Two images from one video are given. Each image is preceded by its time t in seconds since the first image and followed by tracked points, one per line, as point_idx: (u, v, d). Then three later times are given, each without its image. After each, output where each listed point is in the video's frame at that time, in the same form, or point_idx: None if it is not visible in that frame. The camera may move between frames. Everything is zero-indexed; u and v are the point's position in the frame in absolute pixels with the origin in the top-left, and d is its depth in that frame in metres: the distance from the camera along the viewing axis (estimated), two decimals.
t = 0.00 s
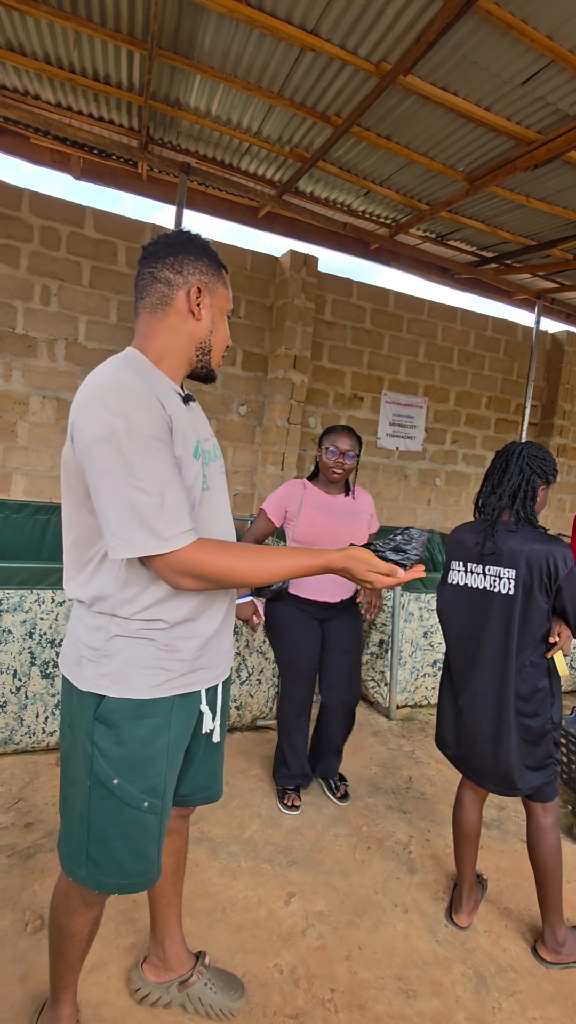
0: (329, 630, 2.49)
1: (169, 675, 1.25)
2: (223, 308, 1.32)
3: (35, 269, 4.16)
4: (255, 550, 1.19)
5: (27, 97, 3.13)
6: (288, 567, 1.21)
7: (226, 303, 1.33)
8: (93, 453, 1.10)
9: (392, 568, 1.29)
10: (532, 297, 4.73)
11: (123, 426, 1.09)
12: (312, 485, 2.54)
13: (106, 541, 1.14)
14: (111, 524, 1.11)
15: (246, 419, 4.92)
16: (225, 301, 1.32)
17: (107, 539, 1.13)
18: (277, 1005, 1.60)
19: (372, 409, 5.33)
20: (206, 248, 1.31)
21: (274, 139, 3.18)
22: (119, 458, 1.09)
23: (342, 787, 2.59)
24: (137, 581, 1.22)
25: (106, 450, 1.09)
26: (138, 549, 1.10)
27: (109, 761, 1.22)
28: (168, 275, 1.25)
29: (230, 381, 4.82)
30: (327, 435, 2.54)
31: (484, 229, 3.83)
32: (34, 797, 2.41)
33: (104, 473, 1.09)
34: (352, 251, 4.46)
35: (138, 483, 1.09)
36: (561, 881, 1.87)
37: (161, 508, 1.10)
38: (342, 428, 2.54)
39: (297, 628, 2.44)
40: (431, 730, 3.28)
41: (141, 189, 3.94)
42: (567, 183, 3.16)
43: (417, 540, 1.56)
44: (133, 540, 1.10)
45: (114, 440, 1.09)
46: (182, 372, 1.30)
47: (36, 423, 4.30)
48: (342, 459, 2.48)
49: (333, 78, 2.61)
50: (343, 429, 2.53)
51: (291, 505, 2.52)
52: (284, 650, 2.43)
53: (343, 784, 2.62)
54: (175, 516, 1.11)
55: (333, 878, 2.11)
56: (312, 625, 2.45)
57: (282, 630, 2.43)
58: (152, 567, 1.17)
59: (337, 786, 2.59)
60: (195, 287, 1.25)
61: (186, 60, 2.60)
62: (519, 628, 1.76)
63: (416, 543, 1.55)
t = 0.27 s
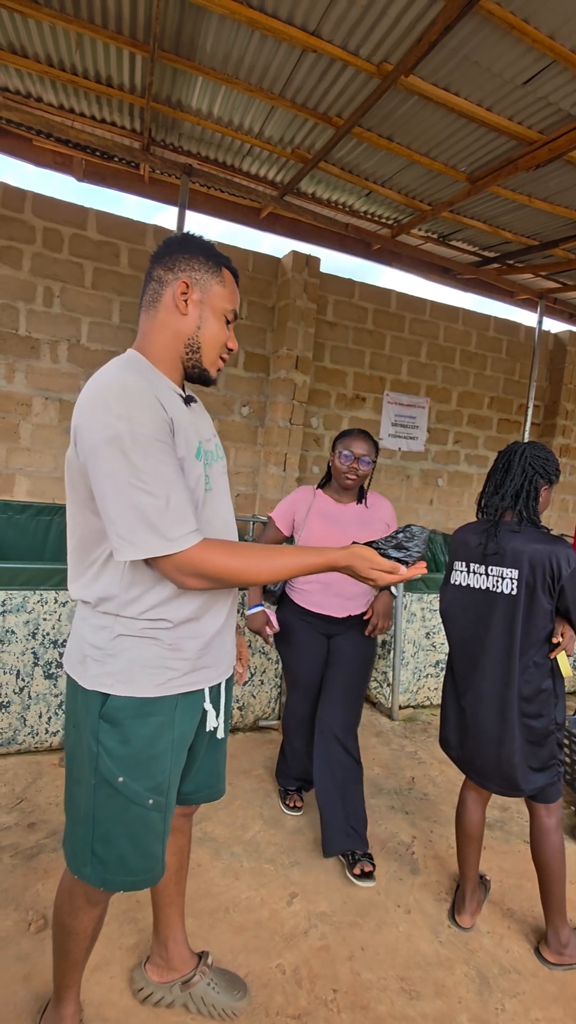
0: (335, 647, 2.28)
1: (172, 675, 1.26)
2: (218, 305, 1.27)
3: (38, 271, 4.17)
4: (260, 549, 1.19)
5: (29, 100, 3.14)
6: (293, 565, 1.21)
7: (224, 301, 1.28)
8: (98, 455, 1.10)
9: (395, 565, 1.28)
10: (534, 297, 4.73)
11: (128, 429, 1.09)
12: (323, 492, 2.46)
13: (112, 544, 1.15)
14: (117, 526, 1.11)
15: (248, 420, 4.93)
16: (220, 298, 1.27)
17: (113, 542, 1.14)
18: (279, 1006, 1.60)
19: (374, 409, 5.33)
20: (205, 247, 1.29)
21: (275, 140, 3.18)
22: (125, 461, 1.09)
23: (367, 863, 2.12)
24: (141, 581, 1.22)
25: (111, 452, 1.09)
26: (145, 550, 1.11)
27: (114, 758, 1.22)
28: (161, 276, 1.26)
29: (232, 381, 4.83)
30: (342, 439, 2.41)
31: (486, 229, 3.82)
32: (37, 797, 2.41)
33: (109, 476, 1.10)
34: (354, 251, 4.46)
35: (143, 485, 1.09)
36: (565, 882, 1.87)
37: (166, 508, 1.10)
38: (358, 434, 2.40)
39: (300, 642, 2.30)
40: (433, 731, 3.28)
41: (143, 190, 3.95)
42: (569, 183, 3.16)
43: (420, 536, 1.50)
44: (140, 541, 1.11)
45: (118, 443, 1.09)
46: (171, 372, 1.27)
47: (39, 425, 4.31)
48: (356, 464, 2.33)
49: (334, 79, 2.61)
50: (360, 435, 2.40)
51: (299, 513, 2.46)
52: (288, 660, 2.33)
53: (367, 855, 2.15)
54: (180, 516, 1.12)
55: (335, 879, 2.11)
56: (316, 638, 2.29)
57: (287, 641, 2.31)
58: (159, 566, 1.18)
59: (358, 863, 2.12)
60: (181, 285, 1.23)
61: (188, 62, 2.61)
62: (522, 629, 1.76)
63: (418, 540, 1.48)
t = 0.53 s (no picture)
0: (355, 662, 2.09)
1: (172, 672, 1.26)
2: (213, 301, 1.25)
3: (39, 271, 4.18)
4: (264, 546, 1.19)
5: (30, 101, 3.15)
6: (299, 561, 1.21)
7: (218, 295, 1.26)
8: (97, 456, 1.10)
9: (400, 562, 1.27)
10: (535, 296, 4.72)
11: (127, 429, 1.10)
12: (345, 492, 2.22)
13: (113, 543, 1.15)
14: (118, 526, 1.11)
15: (249, 420, 4.93)
16: (214, 293, 1.25)
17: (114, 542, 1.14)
18: (281, 1005, 1.60)
19: (375, 409, 5.33)
20: (197, 242, 1.27)
21: (276, 140, 3.18)
22: (125, 461, 1.09)
23: (367, 881, 2.03)
24: (142, 579, 1.22)
25: (112, 451, 1.09)
26: (147, 548, 1.11)
27: (113, 754, 1.23)
28: (154, 277, 1.26)
29: (233, 381, 4.83)
30: (367, 436, 2.17)
31: (487, 228, 3.82)
32: (39, 796, 2.41)
33: (109, 476, 1.10)
34: (355, 251, 4.46)
35: (144, 485, 1.09)
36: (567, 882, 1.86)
37: (167, 507, 1.11)
38: (386, 430, 2.15)
39: (316, 658, 2.09)
40: (435, 730, 3.27)
41: (144, 190, 3.95)
42: (570, 182, 3.15)
43: (425, 533, 1.46)
44: (141, 540, 1.11)
45: (117, 444, 1.09)
46: (169, 371, 1.27)
47: (40, 425, 4.32)
48: (380, 466, 2.10)
49: (334, 79, 2.61)
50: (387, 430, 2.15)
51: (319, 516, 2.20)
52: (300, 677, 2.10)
53: (367, 871, 2.07)
54: (181, 515, 1.12)
55: (337, 878, 2.11)
56: (334, 654, 2.09)
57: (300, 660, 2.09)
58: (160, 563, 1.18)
59: (357, 880, 2.04)
60: (173, 284, 1.23)
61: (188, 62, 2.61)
62: (523, 628, 1.76)
63: (424, 537, 1.45)
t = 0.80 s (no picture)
0: (372, 674, 1.95)
1: (170, 670, 1.25)
2: (209, 298, 1.24)
3: (38, 271, 4.17)
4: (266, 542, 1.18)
5: (29, 100, 3.14)
6: (303, 558, 1.20)
7: (214, 291, 1.25)
8: (97, 453, 1.10)
9: (403, 558, 1.27)
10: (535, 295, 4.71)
11: (127, 426, 1.09)
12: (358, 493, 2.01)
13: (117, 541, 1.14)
14: (122, 522, 1.10)
15: (249, 419, 4.92)
16: (209, 290, 1.24)
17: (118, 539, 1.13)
18: (280, 1004, 1.59)
19: (375, 408, 5.32)
20: (192, 239, 1.26)
21: (275, 139, 3.18)
22: (125, 458, 1.09)
23: (367, 881, 2.02)
24: (139, 575, 1.22)
25: (112, 449, 1.09)
26: (153, 543, 1.10)
27: (111, 751, 1.22)
28: (149, 276, 1.25)
29: (233, 381, 4.82)
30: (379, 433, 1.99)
31: (487, 227, 3.81)
32: (38, 796, 2.41)
33: (111, 472, 1.09)
34: (355, 250, 4.45)
35: (147, 481, 1.09)
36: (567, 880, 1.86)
37: (171, 503, 1.10)
38: (400, 426, 1.97)
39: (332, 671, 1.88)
40: (435, 730, 3.27)
41: (143, 190, 3.94)
42: (570, 180, 3.15)
43: (428, 529, 1.49)
44: (146, 536, 1.10)
45: (117, 441, 1.09)
46: (168, 370, 1.27)
47: (40, 425, 4.31)
48: (394, 463, 1.91)
49: (333, 77, 2.60)
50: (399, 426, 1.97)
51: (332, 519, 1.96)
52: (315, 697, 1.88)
53: (366, 870, 2.06)
54: (185, 510, 1.11)
55: (336, 878, 2.10)
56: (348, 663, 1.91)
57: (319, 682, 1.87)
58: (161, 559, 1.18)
59: (305, 900, 1.90)
60: (169, 283, 1.23)
61: (187, 61, 2.60)
62: (523, 627, 1.75)
63: (426, 534, 1.47)
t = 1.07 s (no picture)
0: (383, 693, 1.67)
1: (171, 668, 1.25)
2: (210, 298, 1.24)
3: (38, 271, 4.17)
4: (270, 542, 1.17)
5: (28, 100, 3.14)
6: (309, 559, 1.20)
7: (216, 292, 1.24)
8: (102, 454, 1.09)
9: (409, 563, 1.27)
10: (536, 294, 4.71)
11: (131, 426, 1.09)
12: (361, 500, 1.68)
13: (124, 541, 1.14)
14: (128, 522, 1.10)
15: (249, 419, 4.92)
16: (211, 290, 1.24)
17: (125, 540, 1.13)
18: (280, 1004, 1.59)
19: (375, 408, 5.32)
20: (193, 238, 1.26)
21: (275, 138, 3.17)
22: (130, 458, 1.08)
23: (368, 881, 2.02)
24: (140, 574, 1.21)
25: (116, 449, 1.08)
26: (161, 543, 1.10)
27: (112, 749, 1.22)
28: (151, 274, 1.25)
29: (233, 381, 4.82)
30: (378, 430, 1.71)
31: (487, 226, 3.81)
32: (38, 796, 2.41)
33: (115, 473, 1.09)
34: (355, 250, 4.45)
35: (154, 480, 1.09)
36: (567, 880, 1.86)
37: (177, 502, 1.10)
38: (402, 420, 1.70)
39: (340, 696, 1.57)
40: (435, 729, 3.27)
41: (143, 190, 3.94)
42: (570, 178, 3.14)
43: (435, 535, 1.41)
44: (154, 536, 1.10)
45: (123, 442, 1.08)
46: (169, 370, 1.27)
47: (40, 425, 4.31)
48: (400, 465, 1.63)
49: (333, 76, 2.60)
50: (401, 420, 1.70)
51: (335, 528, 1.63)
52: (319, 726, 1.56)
53: (367, 872, 2.06)
54: (191, 510, 1.11)
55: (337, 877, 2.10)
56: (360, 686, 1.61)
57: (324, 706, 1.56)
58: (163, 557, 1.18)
59: (323, 998, 1.56)
60: (171, 282, 1.22)
61: (187, 60, 2.60)
62: (523, 626, 1.75)
63: (435, 539, 1.40)
